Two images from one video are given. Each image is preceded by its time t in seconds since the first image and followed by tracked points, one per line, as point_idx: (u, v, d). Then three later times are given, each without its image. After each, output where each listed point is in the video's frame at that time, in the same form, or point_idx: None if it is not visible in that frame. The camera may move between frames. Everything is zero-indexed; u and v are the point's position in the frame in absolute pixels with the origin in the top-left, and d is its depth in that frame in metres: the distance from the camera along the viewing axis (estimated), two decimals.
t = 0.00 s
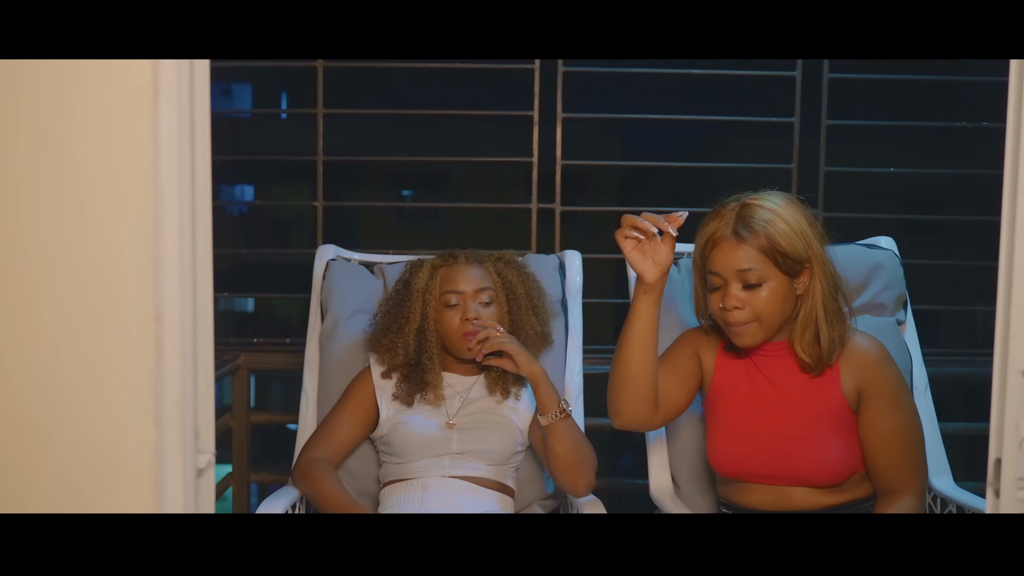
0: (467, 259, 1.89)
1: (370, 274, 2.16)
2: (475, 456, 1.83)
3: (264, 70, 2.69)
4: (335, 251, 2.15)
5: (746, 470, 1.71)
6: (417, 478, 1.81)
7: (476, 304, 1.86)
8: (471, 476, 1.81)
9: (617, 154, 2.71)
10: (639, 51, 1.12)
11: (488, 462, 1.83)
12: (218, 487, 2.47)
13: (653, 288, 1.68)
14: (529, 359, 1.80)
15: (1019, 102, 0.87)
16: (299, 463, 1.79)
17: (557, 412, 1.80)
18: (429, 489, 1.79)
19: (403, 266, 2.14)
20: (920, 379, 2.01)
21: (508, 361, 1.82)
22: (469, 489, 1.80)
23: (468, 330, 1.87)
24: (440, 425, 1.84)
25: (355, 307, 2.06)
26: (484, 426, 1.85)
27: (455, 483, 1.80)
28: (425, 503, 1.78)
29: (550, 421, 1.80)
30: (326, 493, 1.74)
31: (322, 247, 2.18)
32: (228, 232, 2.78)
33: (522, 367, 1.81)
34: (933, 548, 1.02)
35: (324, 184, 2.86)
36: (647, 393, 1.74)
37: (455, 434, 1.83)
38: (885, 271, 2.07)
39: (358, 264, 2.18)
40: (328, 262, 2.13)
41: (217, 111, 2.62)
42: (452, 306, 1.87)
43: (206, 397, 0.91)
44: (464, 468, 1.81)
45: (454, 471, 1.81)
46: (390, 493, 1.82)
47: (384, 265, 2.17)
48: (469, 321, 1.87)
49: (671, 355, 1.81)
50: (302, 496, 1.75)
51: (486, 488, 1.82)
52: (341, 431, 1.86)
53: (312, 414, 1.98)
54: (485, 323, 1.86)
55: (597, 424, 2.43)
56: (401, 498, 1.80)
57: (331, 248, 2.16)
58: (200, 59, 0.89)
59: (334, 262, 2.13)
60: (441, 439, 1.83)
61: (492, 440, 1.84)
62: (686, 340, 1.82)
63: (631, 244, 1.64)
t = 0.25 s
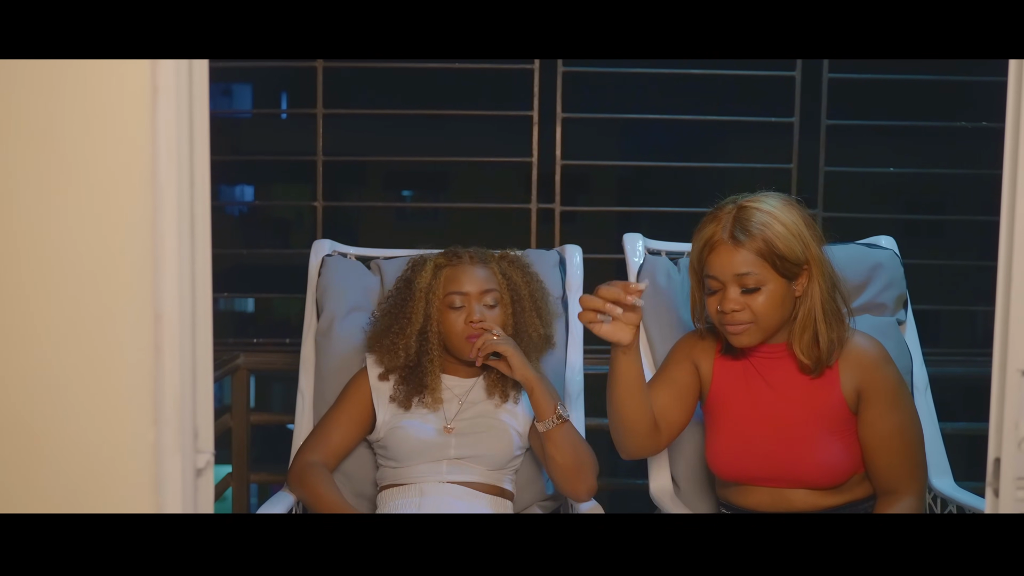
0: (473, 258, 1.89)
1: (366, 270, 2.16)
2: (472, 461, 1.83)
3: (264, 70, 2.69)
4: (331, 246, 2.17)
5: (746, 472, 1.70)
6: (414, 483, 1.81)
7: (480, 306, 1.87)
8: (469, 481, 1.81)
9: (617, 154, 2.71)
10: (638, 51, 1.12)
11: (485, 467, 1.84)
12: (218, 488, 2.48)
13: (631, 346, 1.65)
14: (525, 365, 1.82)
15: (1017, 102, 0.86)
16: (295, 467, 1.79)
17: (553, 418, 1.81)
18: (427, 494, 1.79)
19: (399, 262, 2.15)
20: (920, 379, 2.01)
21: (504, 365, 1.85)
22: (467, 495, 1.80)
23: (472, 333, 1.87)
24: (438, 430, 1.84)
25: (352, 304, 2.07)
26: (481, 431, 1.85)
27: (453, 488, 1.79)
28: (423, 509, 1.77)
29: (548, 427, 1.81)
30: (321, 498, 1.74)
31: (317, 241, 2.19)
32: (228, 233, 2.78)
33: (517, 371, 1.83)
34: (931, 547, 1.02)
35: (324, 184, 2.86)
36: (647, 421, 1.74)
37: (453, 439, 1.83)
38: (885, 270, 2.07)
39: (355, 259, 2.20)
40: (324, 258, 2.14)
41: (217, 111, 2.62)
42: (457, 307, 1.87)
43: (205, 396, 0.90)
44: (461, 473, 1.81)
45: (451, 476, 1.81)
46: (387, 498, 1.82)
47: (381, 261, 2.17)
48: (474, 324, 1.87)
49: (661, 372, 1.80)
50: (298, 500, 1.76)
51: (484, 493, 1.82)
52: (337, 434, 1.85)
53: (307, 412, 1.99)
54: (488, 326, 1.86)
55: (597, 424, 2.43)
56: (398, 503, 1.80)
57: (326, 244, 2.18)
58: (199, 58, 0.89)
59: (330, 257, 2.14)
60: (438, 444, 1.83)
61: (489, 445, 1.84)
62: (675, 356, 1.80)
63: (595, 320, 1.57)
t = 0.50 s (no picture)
0: (475, 262, 1.89)
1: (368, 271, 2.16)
2: (472, 461, 1.83)
3: (264, 70, 2.69)
4: (332, 247, 2.18)
5: (747, 475, 1.70)
6: (414, 482, 1.81)
7: (484, 309, 1.88)
8: (469, 481, 1.81)
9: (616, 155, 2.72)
10: (638, 51, 1.12)
11: (485, 467, 1.84)
12: (218, 488, 2.47)
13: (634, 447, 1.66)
14: (527, 366, 1.83)
15: (1016, 102, 0.87)
16: (296, 466, 1.79)
17: (554, 416, 1.82)
18: (427, 493, 1.78)
19: (400, 263, 2.15)
20: (919, 379, 2.01)
21: (506, 365, 1.85)
22: (467, 493, 1.80)
23: (475, 338, 1.88)
24: (438, 430, 1.84)
25: (353, 305, 2.07)
26: (482, 431, 1.85)
27: (453, 486, 1.79)
28: (422, 508, 1.77)
29: (549, 425, 1.82)
30: (321, 498, 1.74)
31: (319, 242, 2.20)
32: (228, 233, 2.78)
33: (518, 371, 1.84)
34: (930, 547, 1.02)
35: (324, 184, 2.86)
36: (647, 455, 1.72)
37: (453, 439, 1.84)
38: (885, 271, 2.07)
39: (356, 260, 2.20)
40: (326, 259, 2.15)
41: (217, 111, 2.62)
42: (460, 311, 1.87)
43: (204, 396, 0.90)
44: (461, 473, 1.81)
45: (451, 476, 1.81)
46: (387, 497, 1.82)
47: (382, 262, 2.17)
48: (476, 328, 1.88)
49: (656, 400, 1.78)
50: (299, 499, 1.76)
51: (483, 493, 1.82)
52: (338, 434, 1.85)
53: (309, 411, 1.98)
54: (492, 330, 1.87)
55: (597, 424, 2.43)
56: (398, 502, 1.80)
57: (327, 246, 2.18)
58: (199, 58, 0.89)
59: (331, 258, 2.14)
60: (438, 444, 1.83)
61: (490, 445, 1.84)
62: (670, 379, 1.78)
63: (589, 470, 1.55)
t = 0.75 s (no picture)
0: (468, 263, 1.89)
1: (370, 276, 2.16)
2: (472, 456, 1.83)
3: (264, 71, 2.69)
4: (334, 252, 2.17)
5: (747, 477, 1.70)
6: (414, 478, 1.81)
7: (478, 310, 1.87)
8: (469, 476, 1.81)
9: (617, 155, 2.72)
10: (638, 50, 1.12)
11: (485, 463, 1.84)
12: (218, 488, 2.47)
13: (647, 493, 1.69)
14: (525, 362, 1.82)
15: (1015, 102, 0.87)
16: (298, 463, 1.79)
17: (552, 413, 1.82)
18: (426, 489, 1.78)
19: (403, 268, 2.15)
20: (919, 379, 2.01)
21: (504, 364, 1.85)
22: (467, 489, 1.79)
23: (471, 339, 1.87)
24: (437, 426, 1.84)
25: (354, 307, 2.07)
26: (481, 427, 1.85)
27: (452, 482, 1.79)
28: (422, 503, 1.77)
29: (548, 422, 1.82)
30: (323, 493, 1.74)
31: (321, 248, 2.18)
32: (228, 233, 2.78)
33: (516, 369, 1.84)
34: (930, 546, 1.02)
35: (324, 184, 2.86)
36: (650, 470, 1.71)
37: (452, 435, 1.83)
38: (884, 270, 2.07)
39: (358, 265, 2.19)
40: (328, 263, 2.14)
41: (217, 112, 2.62)
42: (455, 313, 1.87)
43: (204, 397, 0.90)
44: (461, 468, 1.81)
45: (451, 471, 1.81)
46: (387, 493, 1.82)
47: (384, 266, 2.17)
48: (471, 329, 1.87)
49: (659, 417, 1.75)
50: (301, 496, 1.76)
51: (483, 488, 1.81)
52: (339, 431, 1.86)
53: (311, 411, 1.99)
54: (486, 331, 1.87)
55: (598, 425, 2.43)
56: (398, 497, 1.80)
57: (330, 250, 2.17)
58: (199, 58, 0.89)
59: (334, 262, 2.14)
60: (438, 440, 1.82)
61: (489, 441, 1.84)
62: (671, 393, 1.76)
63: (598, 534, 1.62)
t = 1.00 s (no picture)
0: (469, 264, 1.89)
1: (370, 277, 2.16)
2: (472, 454, 1.83)
3: (264, 71, 2.69)
4: (336, 253, 2.17)
5: (747, 477, 1.71)
6: (415, 476, 1.81)
7: (478, 310, 1.86)
8: (469, 474, 1.81)
9: (617, 155, 2.71)
10: (638, 50, 1.12)
11: (486, 461, 1.83)
12: (218, 489, 2.47)
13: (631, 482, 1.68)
14: (524, 362, 1.82)
15: (1014, 102, 0.87)
16: (299, 462, 1.79)
17: (552, 412, 1.82)
18: (427, 486, 1.78)
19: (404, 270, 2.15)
20: (919, 379, 2.01)
21: (502, 364, 1.85)
22: (467, 486, 1.79)
23: (472, 338, 1.87)
24: (438, 424, 1.84)
25: (355, 308, 2.07)
26: (481, 425, 1.85)
27: (453, 480, 1.79)
28: (423, 501, 1.76)
29: (548, 420, 1.82)
30: (323, 491, 1.73)
31: (322, 249, 2.19)
32: (228, 233, 2.78)
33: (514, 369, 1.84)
34: (930, 547, 1.02)
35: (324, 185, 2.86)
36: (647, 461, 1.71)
37: (453, 433, 1.83)
38: (884, 270, 2.07)
39: (358, 267, 2.19)
40: (329, 264, 2.14)
41: (217, 112, 2.62)
42: (456, 313, 1.86)
43: (203, 398, 0.90)
44: (462, 466, 1.81)
45: (451, 469, 1.80)
46: (388, 491, 1.82)
47: (385, 267, 2.17)
48: (472, 329, 1.86)
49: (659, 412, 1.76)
50: (302, 495, 1.75)
51: (484, 486, 1.81)
52: (341, 430, 1.85)
53: (311, 411, 1.99)
54: (486, 331, 1.85)
55: (597, 425, 2.43)
56: (399, 496, 1.79)
57: (331, 251, 2.17)
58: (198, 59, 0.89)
59: (335, 264, 2.14)
60: (438, 438, 1.82)
61: (489, 439, 1.84)
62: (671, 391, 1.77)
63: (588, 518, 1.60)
